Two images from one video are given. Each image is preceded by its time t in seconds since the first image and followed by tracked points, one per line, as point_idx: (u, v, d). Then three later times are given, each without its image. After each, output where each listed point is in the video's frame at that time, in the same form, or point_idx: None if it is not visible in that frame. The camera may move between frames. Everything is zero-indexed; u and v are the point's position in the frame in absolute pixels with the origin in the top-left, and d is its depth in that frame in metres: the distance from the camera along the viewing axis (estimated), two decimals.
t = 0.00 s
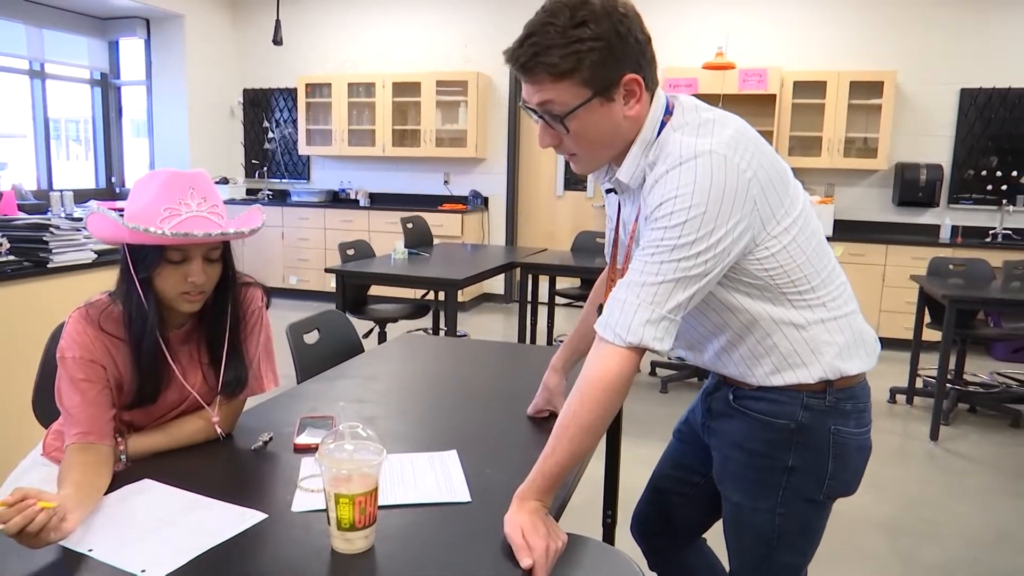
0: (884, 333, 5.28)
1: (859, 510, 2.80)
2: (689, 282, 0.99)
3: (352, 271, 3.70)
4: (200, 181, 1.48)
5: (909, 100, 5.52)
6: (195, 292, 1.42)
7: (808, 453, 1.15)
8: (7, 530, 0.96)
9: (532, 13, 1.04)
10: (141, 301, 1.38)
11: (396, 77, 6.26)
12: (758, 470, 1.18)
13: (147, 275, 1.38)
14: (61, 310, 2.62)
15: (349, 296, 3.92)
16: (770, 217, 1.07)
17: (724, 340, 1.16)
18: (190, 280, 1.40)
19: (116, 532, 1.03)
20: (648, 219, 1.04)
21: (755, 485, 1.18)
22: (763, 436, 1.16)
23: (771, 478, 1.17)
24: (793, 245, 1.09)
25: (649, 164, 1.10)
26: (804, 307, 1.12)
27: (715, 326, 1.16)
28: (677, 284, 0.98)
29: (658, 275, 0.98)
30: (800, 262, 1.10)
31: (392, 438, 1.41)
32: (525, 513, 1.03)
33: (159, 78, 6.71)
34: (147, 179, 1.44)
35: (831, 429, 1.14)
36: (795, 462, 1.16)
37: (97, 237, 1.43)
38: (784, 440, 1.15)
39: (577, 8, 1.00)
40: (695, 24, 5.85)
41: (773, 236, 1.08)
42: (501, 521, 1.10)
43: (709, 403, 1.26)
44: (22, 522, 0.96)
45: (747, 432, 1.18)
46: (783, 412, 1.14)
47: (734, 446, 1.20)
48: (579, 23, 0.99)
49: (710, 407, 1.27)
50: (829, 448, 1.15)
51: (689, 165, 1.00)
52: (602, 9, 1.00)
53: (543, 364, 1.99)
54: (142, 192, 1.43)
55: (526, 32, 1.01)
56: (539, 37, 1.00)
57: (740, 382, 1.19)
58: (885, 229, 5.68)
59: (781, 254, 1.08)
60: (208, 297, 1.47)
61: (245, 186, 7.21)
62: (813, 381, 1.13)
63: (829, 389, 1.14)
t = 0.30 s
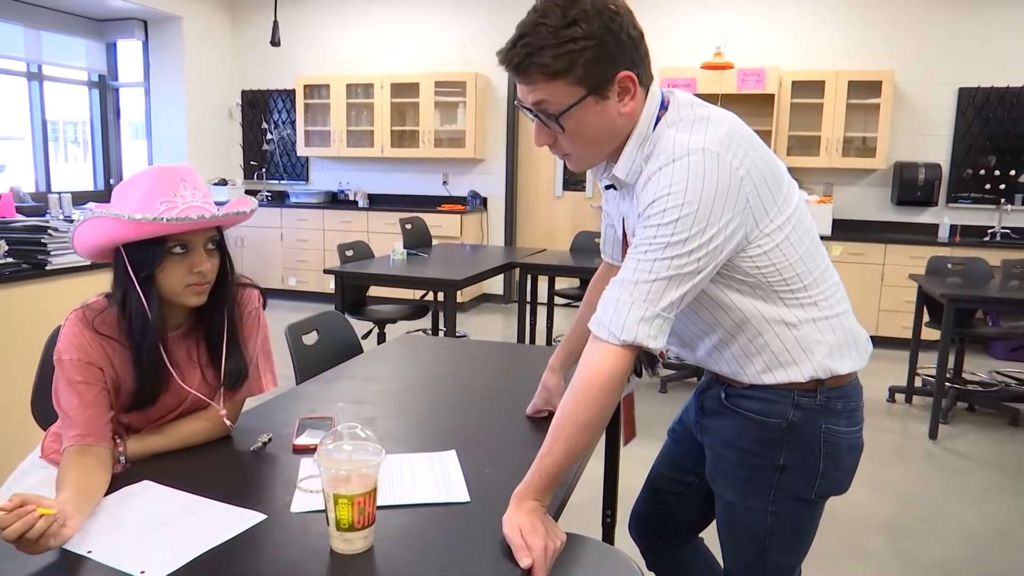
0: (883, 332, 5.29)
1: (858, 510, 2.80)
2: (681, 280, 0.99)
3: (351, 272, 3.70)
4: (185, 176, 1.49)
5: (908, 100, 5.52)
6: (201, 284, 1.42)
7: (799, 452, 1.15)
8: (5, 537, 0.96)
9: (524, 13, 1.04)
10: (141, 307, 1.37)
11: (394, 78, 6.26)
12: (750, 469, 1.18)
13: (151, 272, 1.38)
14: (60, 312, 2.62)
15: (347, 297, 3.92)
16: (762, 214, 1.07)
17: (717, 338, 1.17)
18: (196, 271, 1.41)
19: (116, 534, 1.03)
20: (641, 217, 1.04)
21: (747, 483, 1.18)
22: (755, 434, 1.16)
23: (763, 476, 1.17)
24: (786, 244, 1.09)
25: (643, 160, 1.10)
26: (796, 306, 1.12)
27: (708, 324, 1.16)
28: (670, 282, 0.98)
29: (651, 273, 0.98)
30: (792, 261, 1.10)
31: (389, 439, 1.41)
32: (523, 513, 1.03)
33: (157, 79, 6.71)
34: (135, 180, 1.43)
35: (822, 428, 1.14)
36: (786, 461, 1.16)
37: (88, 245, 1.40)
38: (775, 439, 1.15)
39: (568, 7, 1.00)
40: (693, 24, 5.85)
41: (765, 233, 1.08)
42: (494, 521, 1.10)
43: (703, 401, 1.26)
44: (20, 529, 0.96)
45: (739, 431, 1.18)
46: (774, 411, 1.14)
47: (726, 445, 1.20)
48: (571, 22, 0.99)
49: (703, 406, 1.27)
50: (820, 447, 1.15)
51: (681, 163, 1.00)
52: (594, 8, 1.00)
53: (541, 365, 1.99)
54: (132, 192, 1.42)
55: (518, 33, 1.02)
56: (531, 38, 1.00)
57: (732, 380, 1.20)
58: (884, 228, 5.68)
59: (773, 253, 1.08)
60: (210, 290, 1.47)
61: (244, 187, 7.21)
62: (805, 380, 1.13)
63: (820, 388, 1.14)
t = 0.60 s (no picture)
0: (880, 328, 5.30)
1: (856, 506, 2.81)
2: (676, 277, 0.99)
3: (348, 272, 3.70)
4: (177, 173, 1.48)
5: (903, 97, 5.53)
6: (197, 281, 1.41)
7: (793, 448, 1.16)
8: (7, 537, 0.96)
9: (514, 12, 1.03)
10: (137, 306, 1.36)
11: (390, 77, 6.25)
12: (745, 466, 1.18)
13: (147, 271, 1.37)
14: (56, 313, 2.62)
15: (344, 297, 3.91)
16: (756, 211, 1.07)
17: (711, 335, 1.17)
18: (193, 268, 1.40)
19: (114, 535, 1.03)
20: (636, 214, 1.04)
21: (742, 480, 1.19)
22: (749, 431, 1.17)
23: (758, 473, 1.17)
24: (779, 240, 1.10)
25: (636, 157, 1.11)
26: (789, 302, 1.12)
27: (702, 321, 1.16)
28: (665, 279, 0.98)
29: (646, 270, 0.98)
30: (786, 257, 1.10)
31: (386, 438, 1.41)
32: (521, 512, 1.03)
33: (152, 79, 6.69)
34: (127, 179, 1.42)
35: (817, 423, 1.15)
36: (781, 457, 1.16)
37: (82, 246, 1.38)
38: (769, 436, 1.15)
39: (557, 6, 0.99)
40: (688, 22, 5.85)
41: (758, 230, 1.08)
42: (491, 521, 1.10)
43: (698, 399, 1.26)
44: (22, 529, 0.96)
45: (734, 428, 1.18)
46: (768, 408, 1.14)
47: (720, 442, 1.21)
48: (560, 21, 0.99)
49: (698, 404, 1.27)
50: (814, 443, 1.15)
51: (675, 160, 1.00)
52: (584, 6, 1.00)
53: (539, 363, 1.99)
54: (124, 191, 1.41)
55: (509, 33, 1.01)
56: (521, 38, 0.99)
57: (726, 377, 1.20)
58: (880, 225, 5.69)
59: (767, 249, 1.08)
60: (205, 288, 1.47)
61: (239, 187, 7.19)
62: (799, 376, 1.13)
63: (813, 383, 1.14)
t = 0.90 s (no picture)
0: (881, 333, 5.29)
1: (857, 510, 2.80)
2: (681, 281, 0.99)
3: (349, 273, 3.70)
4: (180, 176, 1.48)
5: (905, 101, 5.53)
6: (199, 285, 1.41)
7: (798, 452, 1.15)
8: (7, 537, 0.95)
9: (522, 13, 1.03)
10: (139, 308, 1.36)
11: (392, 79, 6.25)
12: (748, 470, 1.18)
13: (149, 274, 1.37)
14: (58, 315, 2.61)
15: (345, 299, 3.92)
16: (761, 215, 1.07)
17: (715, 339, 1.17)
18: (195, 271, 1.40)
19: (115, 537, 1.03)
20: (641, 218, 1.03)
21: (745, 484, 1.18)
22: (753, 436, 1.16)
23: (762, 477, 1.17)
24: (784, 244, 1.09)
25: (640, 159, 1.11)
26: (793, 306, 1.12)
27: (706, 326, 1.16)
28: (671, 284, 0.98)
29: (652, 275, 0.98)
30: (790, 261, 1.10)
31: (388, 441, 1.41)
32: (523, 516, 1.03)
33: (155, 80, 6.69)
34: (130, 182, 1.42)
35: (821, 428, 1.14)
36: (785, 462, 1.16)
37: (85, 249, 1.37)
38: (773, 440, 1.15)
39: (564, 7, 1.00)
40: (690, 25, 5.86)
41: (764, 234, 1.07)
42: (493, 524, 1.09)
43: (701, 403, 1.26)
44: (22, 529, 0.95)
45: (738, 431, 1.18)
46: (773, 412, 1.14)
47: (724, 445, 1.20)
48: (566, 22, 0.99)
49: (702, 407, 1.27)
50: (818, 448, 1.15)
51: (680, 165, 1.00)
52: (590, 8, 1.00)
53: (541, 366, 1.99)
54: (127, 194, 1.40)
55: (516, 34, 1.02)
56: (528, 38, 1.00)
57: (730, 381, 1.19)
58: (881, 229, 5.69)
59: (771, 253, 1.08)
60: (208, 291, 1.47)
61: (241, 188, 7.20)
62: (803, 380, 1.13)
63: (818, 388, 1.14)
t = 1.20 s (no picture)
0: (885, 335, 5.28)
1: (860, 513, 2.80)
2: (699, 286, 0.99)
3: (352, 273, 3.70)
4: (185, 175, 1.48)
5: (910, 104, 5.52)
6: (204, 285, 1.41)
7: (808, 454, 1.15)
8: (8, 536, 0.95)
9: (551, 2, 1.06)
10: (143, 307, 1.36)
11: (396, 79, 6.25)
12: (757, 470, 1.17)
13: (154, 274, 1.37)
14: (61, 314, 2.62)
15: (348, 299, 3.91)
16: (779, 221, 1.06)
17: (731, 341, 1.16)
18: (200, 271, 1.40)
19: (118, 536, 1.03)
20: (659, 223, 1.03)
21: (754, 485, 1.18)
22: (764, 436, 1.16)
23: (770, 478, 1.17)
24: (802, 249, 1.09)
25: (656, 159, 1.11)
26: (809, 310, 1.12)
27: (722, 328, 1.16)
28: (689, 289, 0.98)
29: (670, 280, 0.97)
30: (807, 265, 1.10)
31: (392, 441, 1.41)
32: (530, 516, 1.02)
33: (159, 80, 6.70)
34: (136, 182, 1.42)
35: (832, 431, 1.14)
36: (795, 463, 1.15)
37: (90, 248, 1.37)
38: (784, 440, 1.15)
39: None
40: (695, 27, 5.86)
41: (782, 239, 1.07)
42: (499, 524, 1.09)
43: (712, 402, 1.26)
44: (23, 528, 0.95)
45: (749, 431, 1.18)
46: (785, 413, 1.14)
47: (734, 445, 1.20)
48: (588, 9, 1.01)
49: (713, 407, 1.27)
50: (829, 451, 1.15)
51: (700, 170, 0.99)
52: None
53: (545, 367, 1.99)
54: (133, 194, 1.41)
55: (540, 17, 1.05)
56: (549, 19, 1.02)
57: (743, 382, 1.19)
58: (885, 231, 5.68)
59: (789, 257, 1.08)
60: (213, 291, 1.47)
61: (245, 188, 7.20)
62: (817, 383, 1.12)
63: (832, 391, 1.13)
